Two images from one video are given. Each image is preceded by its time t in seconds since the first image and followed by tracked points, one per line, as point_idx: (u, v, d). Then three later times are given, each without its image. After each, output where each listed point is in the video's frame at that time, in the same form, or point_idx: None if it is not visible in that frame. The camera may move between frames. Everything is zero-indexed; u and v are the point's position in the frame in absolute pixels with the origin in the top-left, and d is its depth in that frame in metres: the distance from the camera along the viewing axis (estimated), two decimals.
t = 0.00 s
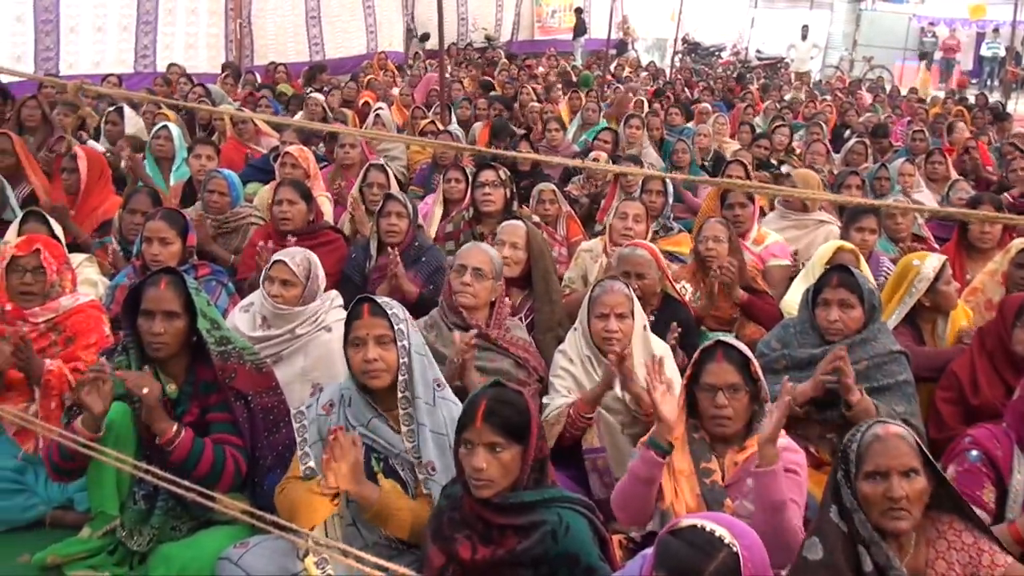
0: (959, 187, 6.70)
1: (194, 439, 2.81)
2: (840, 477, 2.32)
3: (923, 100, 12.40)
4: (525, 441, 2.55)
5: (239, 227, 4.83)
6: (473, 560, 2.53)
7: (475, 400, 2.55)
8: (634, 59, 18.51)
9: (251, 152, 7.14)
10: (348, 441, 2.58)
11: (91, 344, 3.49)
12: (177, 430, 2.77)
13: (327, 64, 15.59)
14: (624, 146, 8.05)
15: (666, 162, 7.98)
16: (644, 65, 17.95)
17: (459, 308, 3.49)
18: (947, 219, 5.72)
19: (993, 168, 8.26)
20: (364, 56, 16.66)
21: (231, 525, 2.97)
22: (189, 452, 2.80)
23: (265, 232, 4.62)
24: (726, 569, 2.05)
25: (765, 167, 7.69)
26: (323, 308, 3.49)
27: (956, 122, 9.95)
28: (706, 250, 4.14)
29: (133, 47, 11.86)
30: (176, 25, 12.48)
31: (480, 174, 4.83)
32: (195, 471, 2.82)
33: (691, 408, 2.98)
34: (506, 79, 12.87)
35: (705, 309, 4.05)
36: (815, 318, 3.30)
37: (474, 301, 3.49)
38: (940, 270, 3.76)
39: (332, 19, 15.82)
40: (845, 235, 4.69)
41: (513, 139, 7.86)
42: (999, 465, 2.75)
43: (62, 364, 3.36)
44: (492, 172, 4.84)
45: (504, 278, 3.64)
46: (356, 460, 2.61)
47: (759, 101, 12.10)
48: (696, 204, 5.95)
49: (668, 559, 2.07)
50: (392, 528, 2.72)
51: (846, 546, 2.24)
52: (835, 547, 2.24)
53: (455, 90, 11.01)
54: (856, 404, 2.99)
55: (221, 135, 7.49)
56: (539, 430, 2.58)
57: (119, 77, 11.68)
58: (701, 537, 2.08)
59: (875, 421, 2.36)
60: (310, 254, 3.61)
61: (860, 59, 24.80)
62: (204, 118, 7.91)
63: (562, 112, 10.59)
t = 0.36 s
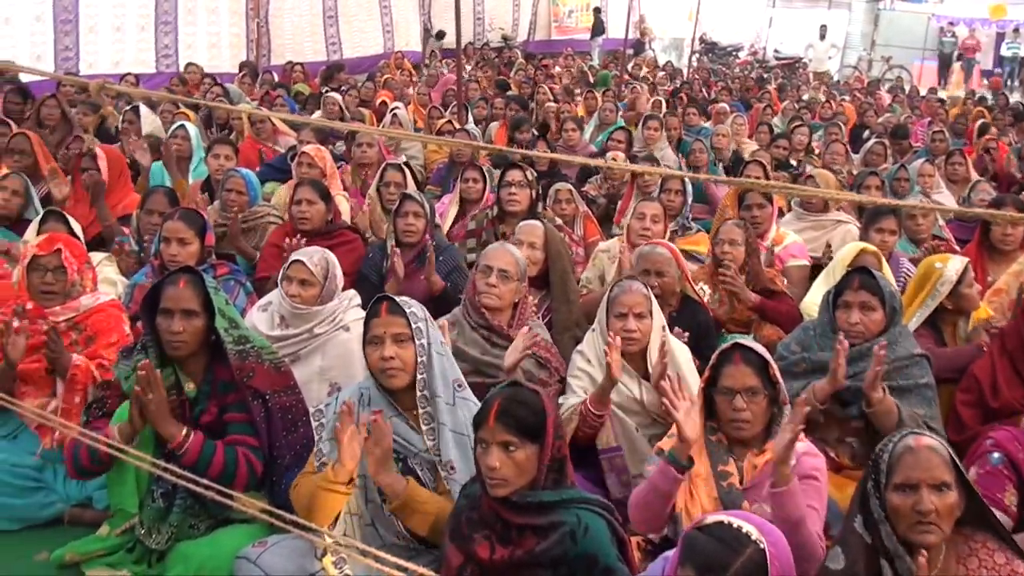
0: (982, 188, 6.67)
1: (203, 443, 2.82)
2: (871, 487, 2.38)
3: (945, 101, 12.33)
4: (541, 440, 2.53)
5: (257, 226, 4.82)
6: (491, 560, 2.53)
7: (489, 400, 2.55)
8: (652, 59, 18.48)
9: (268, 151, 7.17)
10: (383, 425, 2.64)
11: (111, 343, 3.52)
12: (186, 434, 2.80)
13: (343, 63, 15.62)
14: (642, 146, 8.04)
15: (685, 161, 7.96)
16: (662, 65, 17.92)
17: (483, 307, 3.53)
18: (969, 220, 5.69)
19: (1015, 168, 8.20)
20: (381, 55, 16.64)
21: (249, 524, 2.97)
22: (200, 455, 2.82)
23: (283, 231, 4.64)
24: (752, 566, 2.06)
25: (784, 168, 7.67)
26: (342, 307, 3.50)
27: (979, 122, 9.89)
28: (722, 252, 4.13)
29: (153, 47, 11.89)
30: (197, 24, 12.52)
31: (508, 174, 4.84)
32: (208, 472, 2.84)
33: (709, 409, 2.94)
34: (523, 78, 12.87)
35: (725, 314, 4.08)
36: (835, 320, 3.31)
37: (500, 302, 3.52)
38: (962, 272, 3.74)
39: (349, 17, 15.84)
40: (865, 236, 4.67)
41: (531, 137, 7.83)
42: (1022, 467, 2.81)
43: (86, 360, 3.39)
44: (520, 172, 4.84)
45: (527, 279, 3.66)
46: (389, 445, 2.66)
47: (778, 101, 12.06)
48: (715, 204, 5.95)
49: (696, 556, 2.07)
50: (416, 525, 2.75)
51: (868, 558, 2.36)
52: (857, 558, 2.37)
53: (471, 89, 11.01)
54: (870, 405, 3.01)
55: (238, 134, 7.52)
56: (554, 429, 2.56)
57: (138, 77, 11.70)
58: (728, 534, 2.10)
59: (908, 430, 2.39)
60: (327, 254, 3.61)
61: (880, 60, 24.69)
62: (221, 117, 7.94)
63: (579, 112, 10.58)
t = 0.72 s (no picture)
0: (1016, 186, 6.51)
1: (223, 437, 2.73)
2: (903, 499, 2.32)
3: (977, 96, 12.11)
4: (567, 445, 2.44)
5: (269, 223, 4.77)
6: (510, 569, 2.44)
7: (515, 402, 2.47)
8: (673, 53, 18.29)
9: (281, 147, 7.09)
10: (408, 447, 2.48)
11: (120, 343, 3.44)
12: (206, 426, 2.71)
13: (357, 56, 15.51)
14: (664, 142, 7.94)
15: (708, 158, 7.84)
16: (684, 59, 17.74)
17: (499, 308, 3.43)
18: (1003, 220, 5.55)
19: None
20: (396, 48, 16.53)
21: (259, 530, 2.85)
22: (217, 450, 2.72)
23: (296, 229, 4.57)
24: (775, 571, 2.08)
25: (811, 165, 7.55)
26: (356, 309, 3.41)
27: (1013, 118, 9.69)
28: (746, 252, 4.01)
29: (164, 40, 11.85)
30: (209, 17, 12.46)
31: (534, 171, 4.75)
32: (220, 471, 2.74)
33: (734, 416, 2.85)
34: (541, 72, 12.74)
35: (753, 318, 3.92)
36: (863, 325, 3.21)
37: (515, 303, 3.43)
38: (1000, 275, 3.63)
39: (364, 10, 15.74)
40: (896, 236, 4.56)
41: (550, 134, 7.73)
42: None
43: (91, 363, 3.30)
44: (546, 170, 4.76)
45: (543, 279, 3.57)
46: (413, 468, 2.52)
47: (804, 96, 11.89)
48: (739, 203, 5.84)
49: (717, 560, 2.10)
50: (433, 533, 2.65)
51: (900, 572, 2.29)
52: (887, 570, 2.30)
53: (488, 84, 10.90)
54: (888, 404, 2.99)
55: (249, 130, 7.46)
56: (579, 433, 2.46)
57: (149, 70, 11.67)
58: (751, 538, 2.12)
59: (942, 441, 2.32)
60: (340, 251, 3.51)
61: (910, 53, 24.36)
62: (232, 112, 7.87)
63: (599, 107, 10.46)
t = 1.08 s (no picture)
0: None
1: (236, 447, 2.65)
2: (937, 511, 2.22)
3: (1013, 92, 11.89)
4: (593, 454, 2.35)
5: (281, 222, 4.66)
6: None
7: (543, 406, 2.38)
8: (698, 46, 18.10)
9: (294, 143, 7.02)
10: (428, 460, 2.49)
11: (131, 344, 3.36)
12: (219, 437, 2.63)
13: (374, 50, 15.41)
14: (690, 139, 7.85)
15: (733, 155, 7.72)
16: (708, 53, 17.55)
17: (514, 310, 3.33)
18: None
19: None
20: (412, 42, 16.40)
21: (275, 537, 2.81)
22: (230, 461, 2.65)
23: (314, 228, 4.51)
24: None
25: (840, 163, 7.43)
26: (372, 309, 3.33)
27: None
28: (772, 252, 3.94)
29: (175, 33, 11.80)
30: (220, 10, 12.38)
31: (549, 168, 4.67)
32: (236, 480, 2.67)
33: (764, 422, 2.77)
34: (562, 67, 12.62)
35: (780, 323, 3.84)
36: (897, 328, 3.12)
37: (530, 305, 3.33)
38: None
39: (380, 3, 15.64)
40: (929, 237, 4.45)
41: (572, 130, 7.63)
42: None
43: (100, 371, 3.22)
44: (562, 166, 4.68)
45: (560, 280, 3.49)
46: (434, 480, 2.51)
47: (834, 92, 11.72)
48: (766, 203, 5.73)
49: (739, 567, 2.07)
50: (451, 544, 2.59)
51: None
52: None
53: (507, 78, 10.79)
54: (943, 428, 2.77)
55: (263, 124, 7.39)
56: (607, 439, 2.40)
57: (160, 64, 11.63)
58: (774, 546, 2.09)
59: (976, 451, 2.22)
60: (357, 251, 3.46)
61: (941, 48, 24.04)
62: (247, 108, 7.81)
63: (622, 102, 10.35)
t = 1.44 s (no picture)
0: None
1: (239, 452, 2.57)
2: (970, 520, 2.29)
3: None
4: (616, 464, 2.24)
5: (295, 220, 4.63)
6: None
7: (564, 416, 2.27)
8: (722, 40, 17.88)
9: (307, 139, 6.93)
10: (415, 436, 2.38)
11: (139, 343, 3.29)
12: (220, 444, 2.55)
13: (389, 42, 15.29)
14: (715, 136, 7.72)
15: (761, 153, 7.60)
16: (734, 47, 17.33)
17: (532, 312, 3.23)
18: None
19: None
20: (428, 35, 16.25)
21: (285, 545, 2.71)
22: (233, 467, 2.56)
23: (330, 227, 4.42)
24: None
25: (870, 161, 7.29)
26: (387, 311, 3.25)
27: None
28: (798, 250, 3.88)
29: (185, 26, 11.73)
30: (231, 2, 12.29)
31: (553, 167, 4.58)
32: (242, 485, 2.58)
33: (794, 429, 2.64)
34: (583, 61, 12.48)
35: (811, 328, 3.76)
36: (933, 333, 3.00)
37: (548, 306, 3.22)
38: None
39: None
40: (964, 238, 4.33)
41: (593, 127, 7.51)
42: None
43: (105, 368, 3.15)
44: (564, 164, 4.59)
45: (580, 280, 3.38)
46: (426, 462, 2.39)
47: (864, 88, 11.53)
48: (793, 202, 5.62)
49: None
50: (463, 553, 2.46)
51: None
52: None
53: (526, 73, 10.67)
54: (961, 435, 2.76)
55: (277, 119, 7.31)
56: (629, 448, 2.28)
57: (170, 57, 11.56)
58: (803, 564, 2.00)
59: (1008, 460, 2.27)
60: (372, 250, 3.38)
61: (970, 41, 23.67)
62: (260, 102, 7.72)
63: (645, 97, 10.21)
